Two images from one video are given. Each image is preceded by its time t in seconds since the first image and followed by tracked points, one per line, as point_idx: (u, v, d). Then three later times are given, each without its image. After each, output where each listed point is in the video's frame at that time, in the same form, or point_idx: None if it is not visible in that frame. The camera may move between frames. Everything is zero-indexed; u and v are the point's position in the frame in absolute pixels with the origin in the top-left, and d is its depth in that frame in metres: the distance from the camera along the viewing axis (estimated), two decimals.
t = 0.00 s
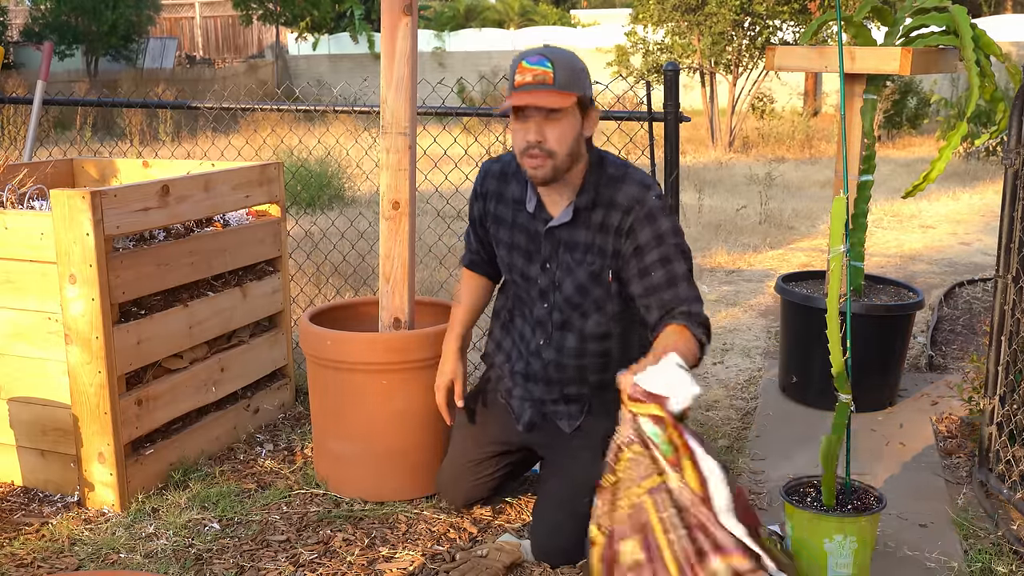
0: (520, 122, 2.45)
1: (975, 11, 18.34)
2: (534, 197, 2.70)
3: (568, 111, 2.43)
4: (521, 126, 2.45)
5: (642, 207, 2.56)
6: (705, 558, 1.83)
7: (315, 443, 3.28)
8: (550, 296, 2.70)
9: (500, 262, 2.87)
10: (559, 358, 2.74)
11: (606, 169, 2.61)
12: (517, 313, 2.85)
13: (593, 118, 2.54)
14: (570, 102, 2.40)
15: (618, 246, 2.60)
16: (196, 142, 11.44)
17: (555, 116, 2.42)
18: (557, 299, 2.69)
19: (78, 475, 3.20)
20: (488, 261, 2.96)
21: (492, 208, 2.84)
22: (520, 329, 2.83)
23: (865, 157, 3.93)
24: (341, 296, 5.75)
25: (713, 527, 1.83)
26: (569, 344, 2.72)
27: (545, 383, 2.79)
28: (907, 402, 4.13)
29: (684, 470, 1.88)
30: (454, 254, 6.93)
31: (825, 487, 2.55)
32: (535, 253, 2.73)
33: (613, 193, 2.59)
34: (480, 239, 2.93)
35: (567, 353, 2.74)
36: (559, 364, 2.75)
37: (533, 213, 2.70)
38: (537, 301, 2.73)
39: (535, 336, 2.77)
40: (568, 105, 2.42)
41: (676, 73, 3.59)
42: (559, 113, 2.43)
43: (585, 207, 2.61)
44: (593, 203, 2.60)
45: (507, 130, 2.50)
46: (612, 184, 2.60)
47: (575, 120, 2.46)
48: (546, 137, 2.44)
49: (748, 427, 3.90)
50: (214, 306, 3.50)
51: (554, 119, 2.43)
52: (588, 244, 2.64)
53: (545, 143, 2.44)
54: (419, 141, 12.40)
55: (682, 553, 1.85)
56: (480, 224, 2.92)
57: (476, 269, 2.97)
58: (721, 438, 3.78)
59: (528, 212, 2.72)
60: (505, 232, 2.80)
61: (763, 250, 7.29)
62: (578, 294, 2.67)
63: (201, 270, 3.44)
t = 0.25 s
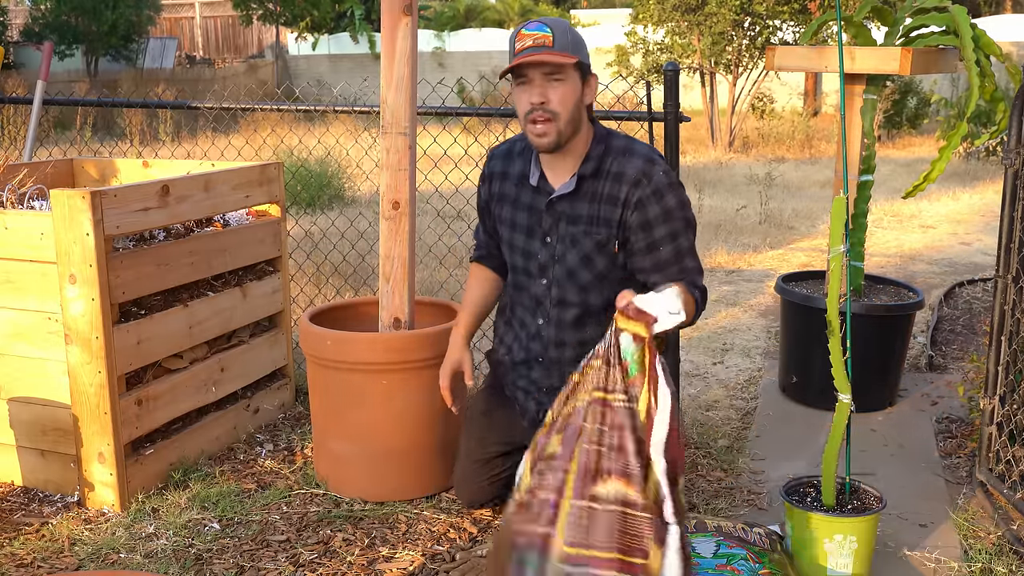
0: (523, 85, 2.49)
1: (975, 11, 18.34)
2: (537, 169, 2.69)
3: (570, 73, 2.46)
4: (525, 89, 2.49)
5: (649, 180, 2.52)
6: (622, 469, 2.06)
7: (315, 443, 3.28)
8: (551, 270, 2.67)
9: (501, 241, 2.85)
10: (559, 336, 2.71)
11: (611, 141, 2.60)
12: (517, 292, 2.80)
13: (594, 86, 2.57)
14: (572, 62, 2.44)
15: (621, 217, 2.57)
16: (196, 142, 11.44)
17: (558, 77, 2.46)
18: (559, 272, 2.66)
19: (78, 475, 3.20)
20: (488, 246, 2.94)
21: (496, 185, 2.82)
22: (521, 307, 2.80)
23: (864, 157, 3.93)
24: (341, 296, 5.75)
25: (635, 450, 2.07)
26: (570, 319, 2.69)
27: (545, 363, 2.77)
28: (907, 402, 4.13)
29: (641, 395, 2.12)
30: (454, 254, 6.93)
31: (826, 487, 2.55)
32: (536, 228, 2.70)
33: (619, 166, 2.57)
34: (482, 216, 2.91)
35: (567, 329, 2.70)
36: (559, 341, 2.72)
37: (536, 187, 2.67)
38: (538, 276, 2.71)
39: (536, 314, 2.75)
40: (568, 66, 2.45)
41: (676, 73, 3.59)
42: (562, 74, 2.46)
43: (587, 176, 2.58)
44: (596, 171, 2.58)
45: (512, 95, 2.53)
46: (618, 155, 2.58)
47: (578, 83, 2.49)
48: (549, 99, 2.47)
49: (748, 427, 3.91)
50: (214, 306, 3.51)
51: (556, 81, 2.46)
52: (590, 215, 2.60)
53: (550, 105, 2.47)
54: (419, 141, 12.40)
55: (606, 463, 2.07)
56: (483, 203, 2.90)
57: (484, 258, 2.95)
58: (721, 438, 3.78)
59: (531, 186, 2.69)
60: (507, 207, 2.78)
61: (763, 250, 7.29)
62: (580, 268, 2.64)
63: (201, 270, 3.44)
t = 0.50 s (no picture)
0: (529, 86, 2.60)
1: (975, 11, 18.34)
2: (541, 170, 2.77)
3: (573, 74, 2.57)
4: (531, 90, 2.60)
5: (645, 172, 2.59)
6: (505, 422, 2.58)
7: (315, 443, 3.28)
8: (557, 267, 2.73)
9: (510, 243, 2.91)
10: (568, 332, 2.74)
11: (610, 139, 2.68)
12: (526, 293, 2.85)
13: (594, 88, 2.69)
14: (575, 64, 2.54)
15: (621, 209, 2.64)
16: (196, 142, 11.44)
17: (563, 77, 2.56)
18: (565, 269, 2.72)
19: (78, 475, 3.20)
20: (496, 252, 3.00)
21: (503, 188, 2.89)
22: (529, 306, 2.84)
23: (864, 157, 3.95)
24: (341, 296, 5.75)
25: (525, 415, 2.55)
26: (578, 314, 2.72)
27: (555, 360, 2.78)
28: (907, 402, 4.13)
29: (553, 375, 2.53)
30: (454, 254, 6.93)
31: (826, 487, 2.56)
32: (542, 227, 2.77)
33: (617, 160, 2.64)
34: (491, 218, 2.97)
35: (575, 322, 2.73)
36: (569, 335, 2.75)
37: (541, 186, 2.76)
38: (546, 274, 2.77)
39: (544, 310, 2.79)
40: (572, 67, 2.55)
41: (676, 73, 3.59)
42: (566, 74, 2.57)
43: (587, 171, 2.66)
44: (596, 166, 2.66)
45: (517, 96, 2.64)
46: (616, 151, 2.66)
47: (580, 83, 2.60)
48: (554, 98, 2.57)
49: (748, 427, 3.91)
50: (214, 306, 3.50)
51: (560, 81, 2.56)
52: (591, 210, 2.68)
53: (555, 103, 2.57)
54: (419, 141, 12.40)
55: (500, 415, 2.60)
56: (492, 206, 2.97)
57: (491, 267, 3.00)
58: (721, 438, 3.78)
59: (537, 187, 2.77)
60: (514, 208, 2.85)
61: (763, 250, 7.29)
62: (584, 263, 2.70)
63: (201, 269, 3.44)
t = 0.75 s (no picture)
0: (514, 113, 2.71)
1: (975, 11, 18.33)
2: (534, 191, 2.88)
3: (556, 101, 2.67)
4: (518, 118, 2.70)
5: (623, 182, 2.68)
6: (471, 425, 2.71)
7: (315, 443, 3.28)
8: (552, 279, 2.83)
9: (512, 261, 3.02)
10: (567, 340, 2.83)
11: (592, 154, 2.78)
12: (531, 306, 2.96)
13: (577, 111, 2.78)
14: (557, 91, 2.63)
15: (604, 220, 2.72)
16: (196, 142, 11.44)
17: (546, 104, 2.66)
18: (559, 281, 2.82)
19: (78, 475, 3.20)
20: (504, 277, 3.09)
21: (504, 212, 3.01)
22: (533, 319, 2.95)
23: (864, 157, 3.96)
24: (341, 296, 5.75)
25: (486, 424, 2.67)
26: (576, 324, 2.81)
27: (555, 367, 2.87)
28: (907, 402, 4.13)
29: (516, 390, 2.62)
30: (454, 254, 6.93)
31: (826, 487, 2.56)
32: (538, 244, 2.88)
33: (598, 173, 2.74)
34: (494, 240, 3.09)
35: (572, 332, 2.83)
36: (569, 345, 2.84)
37: (534, 206, 2.87)
38: (544, 287, 2.87)
39: (545, 322, 2.90)
40: (554, 95, 2.65)
41: (676, 73, 3.59)
42: (548, 102, 2.66)
43: (572, 187, 2.76)
44: (580, 181, 2.76)
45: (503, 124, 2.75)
46: (598, 165, 2.75)
47: (565, 109, 2.70)
48: (538, 124, 2.68)
49: (748, 427, 3.91)
50: (214, 306, 3.50)
51: (544, 108, 2.67)
52: (578, 223, 2.76)
53: (539, 129, 2.68)
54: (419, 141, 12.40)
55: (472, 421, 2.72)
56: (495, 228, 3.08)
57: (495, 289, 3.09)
58: (721, 438, 3.78)
59: (530, 207, 2.89)
60: (514, 228, 2.97)
61: (763, 250, 7.29)
62: (576, 273, 2.79)
63: (201, 269, 3.44)
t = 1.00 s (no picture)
0: (524, 117, 2.73)
1: (975, 11, 18.32)
2: (543, 194, 2.90)
3: (566, 104, 2.70)
4: (528, 121, 2.72)
5: (632, 175, 2.71)
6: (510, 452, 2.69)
7: (316, 443, 3.28)
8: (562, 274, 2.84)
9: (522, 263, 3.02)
10: (578, 332, 2.85)
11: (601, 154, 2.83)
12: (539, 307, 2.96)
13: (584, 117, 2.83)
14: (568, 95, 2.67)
15: (613, 212, 2.74)
16: (196, 142, 11.45)
17: (556, 107, 2.70)
18: (568, 275, 2.83)
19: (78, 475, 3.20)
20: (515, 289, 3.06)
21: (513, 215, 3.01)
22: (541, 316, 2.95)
23: (864, 157, 3.95)
24: (341, 296, 5.75)
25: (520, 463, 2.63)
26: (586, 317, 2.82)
27: (567, 361, 2.89)
28: (907, 402, 4.13)
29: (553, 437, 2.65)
30: (454, 254, 6.94)
31: (826, 487, 2.56)
32: (548, 241, 2.89)
33: (608, 169, 2.78)
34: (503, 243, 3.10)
35: (583, 324, 2.84)
36: (578, 338, 2.85)
37: (543, 207, 2.89)
38: (554, 283, 2.88)
39: (555, 318, 2.90)
40: (564, 98, 2.68)
41: (676, 73, 3.58)
42: (558, 105, 2.70)
43: (582, 182, 2.80)
44: (591, 177, 2.79)
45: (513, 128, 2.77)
46: (607, 164, 2.80)
47: (573, 113, 2.74)
48: (550, 126, 2.70)
49: (748, 427, 3.91)
50: (214, 306, 3.50)
51: (555, 111, 2.70)
52: (587, 217, 2.79)
53: (551, 131, 2.71)
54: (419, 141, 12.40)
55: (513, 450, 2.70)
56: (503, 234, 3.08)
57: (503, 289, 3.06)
58: (721, 438, 3.79)
59: (540, 210, 2.90)
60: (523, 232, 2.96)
61: (763, 250, 7.29)
62: (585, 264, 2.81)
63: (201, 270, 3.44)
